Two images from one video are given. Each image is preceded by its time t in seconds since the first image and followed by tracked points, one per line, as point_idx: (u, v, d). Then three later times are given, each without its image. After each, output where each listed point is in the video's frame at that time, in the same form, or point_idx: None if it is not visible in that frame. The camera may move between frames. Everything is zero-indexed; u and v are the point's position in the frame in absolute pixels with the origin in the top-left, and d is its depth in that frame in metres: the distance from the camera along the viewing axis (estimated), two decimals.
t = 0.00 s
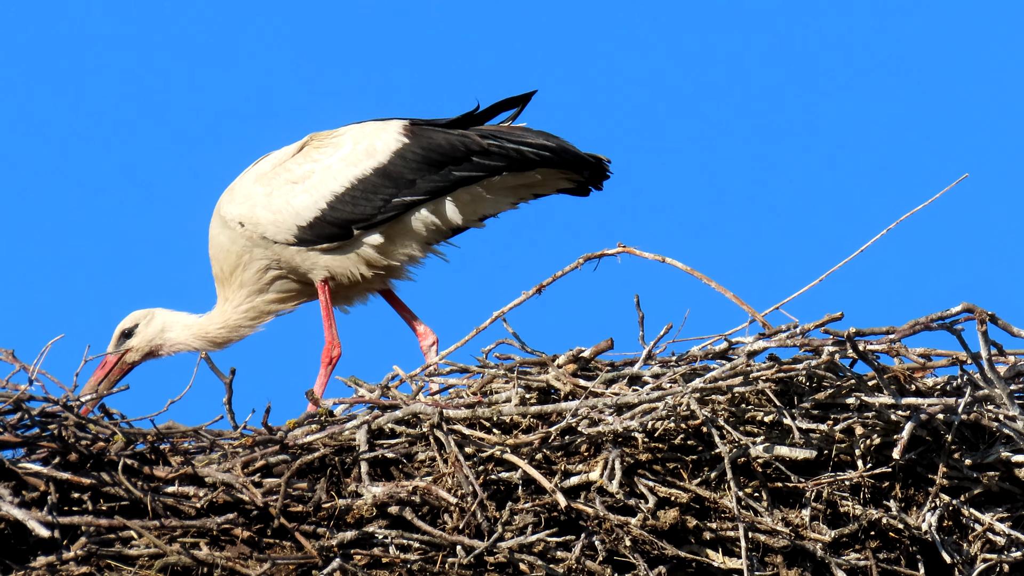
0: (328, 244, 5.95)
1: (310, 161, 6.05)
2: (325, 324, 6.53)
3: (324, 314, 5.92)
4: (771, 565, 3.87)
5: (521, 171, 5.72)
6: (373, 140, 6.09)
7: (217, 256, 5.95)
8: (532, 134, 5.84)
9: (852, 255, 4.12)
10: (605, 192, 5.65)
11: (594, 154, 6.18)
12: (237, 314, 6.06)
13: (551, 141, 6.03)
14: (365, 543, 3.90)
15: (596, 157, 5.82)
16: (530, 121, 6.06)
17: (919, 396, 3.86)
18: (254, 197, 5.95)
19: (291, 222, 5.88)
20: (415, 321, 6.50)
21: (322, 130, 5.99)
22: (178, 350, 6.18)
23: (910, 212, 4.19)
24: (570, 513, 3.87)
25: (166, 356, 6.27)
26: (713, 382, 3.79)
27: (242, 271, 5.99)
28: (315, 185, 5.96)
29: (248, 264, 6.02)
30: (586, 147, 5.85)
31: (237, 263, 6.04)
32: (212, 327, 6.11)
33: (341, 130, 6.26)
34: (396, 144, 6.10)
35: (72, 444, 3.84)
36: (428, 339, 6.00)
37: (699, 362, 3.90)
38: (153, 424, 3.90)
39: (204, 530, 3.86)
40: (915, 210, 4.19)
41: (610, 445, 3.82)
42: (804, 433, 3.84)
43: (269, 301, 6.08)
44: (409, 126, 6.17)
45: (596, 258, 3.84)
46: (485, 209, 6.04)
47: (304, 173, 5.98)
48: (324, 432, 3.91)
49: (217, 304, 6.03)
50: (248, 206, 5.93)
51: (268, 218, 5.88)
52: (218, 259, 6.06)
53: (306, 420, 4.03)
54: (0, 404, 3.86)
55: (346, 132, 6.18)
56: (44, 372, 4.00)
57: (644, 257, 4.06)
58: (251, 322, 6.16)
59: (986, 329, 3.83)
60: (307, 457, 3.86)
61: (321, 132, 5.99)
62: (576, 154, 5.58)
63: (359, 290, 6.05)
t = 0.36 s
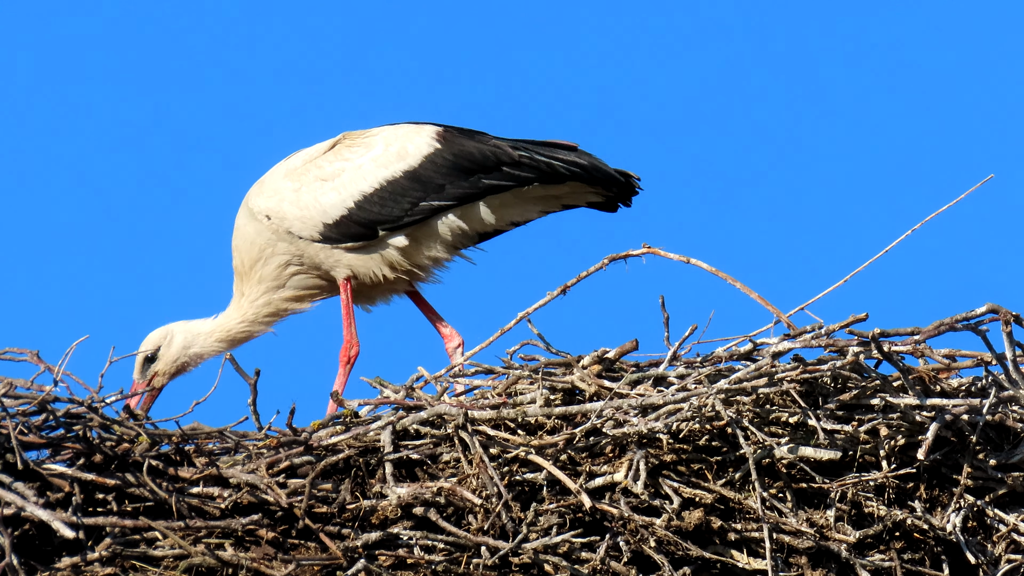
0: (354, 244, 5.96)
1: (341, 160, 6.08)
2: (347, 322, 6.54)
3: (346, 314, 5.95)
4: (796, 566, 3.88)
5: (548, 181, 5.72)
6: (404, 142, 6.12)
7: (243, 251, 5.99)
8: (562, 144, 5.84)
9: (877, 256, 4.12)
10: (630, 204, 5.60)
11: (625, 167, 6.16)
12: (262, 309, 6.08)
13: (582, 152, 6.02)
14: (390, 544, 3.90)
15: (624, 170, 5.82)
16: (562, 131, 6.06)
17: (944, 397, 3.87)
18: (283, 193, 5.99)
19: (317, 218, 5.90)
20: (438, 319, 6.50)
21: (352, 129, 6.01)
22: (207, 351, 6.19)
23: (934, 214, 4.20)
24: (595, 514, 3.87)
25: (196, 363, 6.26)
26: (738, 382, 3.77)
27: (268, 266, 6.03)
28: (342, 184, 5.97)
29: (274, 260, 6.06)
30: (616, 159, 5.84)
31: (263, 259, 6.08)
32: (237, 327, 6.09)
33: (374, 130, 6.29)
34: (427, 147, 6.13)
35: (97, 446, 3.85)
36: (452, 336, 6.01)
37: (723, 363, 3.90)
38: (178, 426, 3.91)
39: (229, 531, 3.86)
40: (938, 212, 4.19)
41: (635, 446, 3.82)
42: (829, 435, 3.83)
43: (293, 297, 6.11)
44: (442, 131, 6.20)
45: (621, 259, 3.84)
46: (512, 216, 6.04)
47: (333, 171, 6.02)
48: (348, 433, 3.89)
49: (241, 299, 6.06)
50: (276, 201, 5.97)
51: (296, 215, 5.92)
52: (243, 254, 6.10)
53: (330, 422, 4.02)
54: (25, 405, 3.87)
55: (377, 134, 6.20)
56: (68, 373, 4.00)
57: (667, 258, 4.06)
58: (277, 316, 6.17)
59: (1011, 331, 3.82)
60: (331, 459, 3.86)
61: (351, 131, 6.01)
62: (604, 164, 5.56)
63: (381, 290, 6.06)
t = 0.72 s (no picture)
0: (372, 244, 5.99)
1: (355, 162, 6.10)
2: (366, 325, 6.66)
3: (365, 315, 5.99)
4: (812, 565, 3.88)
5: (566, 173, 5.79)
6: (418, 142, 6.14)
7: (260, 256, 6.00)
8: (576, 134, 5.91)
9: (893, 256, 4.13)
10: (648, 190, 5.59)
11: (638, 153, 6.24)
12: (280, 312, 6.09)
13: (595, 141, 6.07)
14: (406, 543, 3.91)
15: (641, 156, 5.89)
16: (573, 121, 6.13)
17: (960, 396, 3.87)
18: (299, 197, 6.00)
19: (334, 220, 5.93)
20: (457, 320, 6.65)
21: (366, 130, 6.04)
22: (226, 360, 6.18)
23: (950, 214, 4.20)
24: (610, 514, 3.88)
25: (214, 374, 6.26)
26: (754, 382, 3.78)
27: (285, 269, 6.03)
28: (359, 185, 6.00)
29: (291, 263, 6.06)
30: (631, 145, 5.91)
31: (279, 262, 6.08)
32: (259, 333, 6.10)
33: (387, 130, 6.31)
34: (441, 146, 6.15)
35: (113, 445, 3.85)
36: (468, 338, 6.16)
37: (740, 362, 3.90)
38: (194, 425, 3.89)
39: (245, 530, 3.87)
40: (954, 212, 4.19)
41: (651, 446, 3.82)
42: (844, 434, 3.84)
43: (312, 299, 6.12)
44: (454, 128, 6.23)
45: (637, 258, 3.84)
46: (529, 209, 6.11)
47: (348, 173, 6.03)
48: (364, 432, 3.93)
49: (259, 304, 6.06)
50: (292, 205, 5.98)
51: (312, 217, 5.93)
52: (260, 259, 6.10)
53: (347, 421, 4.05)
54: (41, 404, 3.86)
55: (390, 133, 6.22)
56: (84, 373, 4.01)
57: (683, 257, 4.06)
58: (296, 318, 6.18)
59: None
60: (348, 458, 3.87)
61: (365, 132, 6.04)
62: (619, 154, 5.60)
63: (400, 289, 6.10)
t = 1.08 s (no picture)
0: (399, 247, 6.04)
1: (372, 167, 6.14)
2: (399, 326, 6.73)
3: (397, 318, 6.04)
4: (833, 563, 3.89)
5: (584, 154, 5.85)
6: (433, 139, 6.18)
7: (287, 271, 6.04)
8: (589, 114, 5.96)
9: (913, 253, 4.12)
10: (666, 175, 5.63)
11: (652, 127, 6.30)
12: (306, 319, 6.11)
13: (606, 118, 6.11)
14: (426, 541, 3.91)
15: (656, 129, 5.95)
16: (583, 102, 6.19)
17: (981, 394, 3.86)
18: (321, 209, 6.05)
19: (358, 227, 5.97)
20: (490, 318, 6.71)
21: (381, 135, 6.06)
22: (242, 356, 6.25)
23: (970, 211, 4.19)
24: (631, 511, 3.87)
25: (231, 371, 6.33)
26: (774, 378, 3.81)
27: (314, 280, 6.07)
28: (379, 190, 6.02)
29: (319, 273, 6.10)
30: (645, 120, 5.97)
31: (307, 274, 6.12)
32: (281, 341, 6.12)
33: (400, 133, 6.33)
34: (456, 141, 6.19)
35: (133, 442, 3.86)
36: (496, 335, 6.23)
37: (760, 360, 3.91)
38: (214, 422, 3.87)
39: (266, 528, 3.87)
40: (975, 208, 4.18)
41: (671, 443, 3.82)
42: (865, 431, 3.84)
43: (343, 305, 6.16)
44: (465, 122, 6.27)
45: (656, 256, 3.82)
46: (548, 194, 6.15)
47: (367, 179, 6.08)
48: (383, 430, 3.90)
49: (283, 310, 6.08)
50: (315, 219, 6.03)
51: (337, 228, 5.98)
52: (287, 272, 6.14)
53: (367, 420, 4.05)
54: (61, 402, 3.86)
55: (404, 135, 6.24)
56: (104, 371, 4.01)
57: (702, 255, 4.05)
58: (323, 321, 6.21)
59: None
60: (369, 455, 3.87)
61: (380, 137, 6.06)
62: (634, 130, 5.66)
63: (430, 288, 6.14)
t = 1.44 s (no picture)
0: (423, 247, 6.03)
1: (398, 165, 6.14)
2: (422, 324, 6.65)
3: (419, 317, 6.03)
4: (856, 562, 3.89)
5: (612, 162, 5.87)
6: (460, 140, 6.18)
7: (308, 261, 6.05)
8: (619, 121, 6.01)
9: (936, 253, 4.12)
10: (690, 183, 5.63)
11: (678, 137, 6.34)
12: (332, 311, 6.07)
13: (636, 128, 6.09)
14: (449, 540, 3.91)
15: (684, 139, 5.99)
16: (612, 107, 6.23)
17: (1004, 394, 3.86)
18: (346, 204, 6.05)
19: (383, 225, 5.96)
20: (518, 322, 6.64)
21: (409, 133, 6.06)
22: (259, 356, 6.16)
23: (993, 211, 4.19)
24: (654, 511, 3.87)
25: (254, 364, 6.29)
26: (798, 378, 3.80)
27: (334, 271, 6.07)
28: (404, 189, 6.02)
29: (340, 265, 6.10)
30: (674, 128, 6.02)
31: (328, 265, 6.12)
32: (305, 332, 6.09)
33: (428, 132, 6.33)
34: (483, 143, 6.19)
35: (157, 442, 3.87)
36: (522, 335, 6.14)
37: (784, 359, 3.92)
38: (238, 422, 3.88)
39: (289, 527, 3.87)
40: (998, 208, 4.19)
41: (695, 442, 3.82)
42: (888, 431, 3.84)
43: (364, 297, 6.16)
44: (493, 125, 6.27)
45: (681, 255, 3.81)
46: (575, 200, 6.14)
47: (393, 177, 6.07)
48: (408, 429, 3.92)
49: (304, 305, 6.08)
50: (340, 213, 6.03)
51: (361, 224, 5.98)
52: (308, 263, 6.15)
53: (390, 418, 4.04)
54: (85, 401, 3.87)
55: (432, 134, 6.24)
56: (127, 371, 4.00)
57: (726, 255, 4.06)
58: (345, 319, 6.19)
59: None
60: (392, 455, 3.87)
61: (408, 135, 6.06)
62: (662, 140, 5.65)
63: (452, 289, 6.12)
